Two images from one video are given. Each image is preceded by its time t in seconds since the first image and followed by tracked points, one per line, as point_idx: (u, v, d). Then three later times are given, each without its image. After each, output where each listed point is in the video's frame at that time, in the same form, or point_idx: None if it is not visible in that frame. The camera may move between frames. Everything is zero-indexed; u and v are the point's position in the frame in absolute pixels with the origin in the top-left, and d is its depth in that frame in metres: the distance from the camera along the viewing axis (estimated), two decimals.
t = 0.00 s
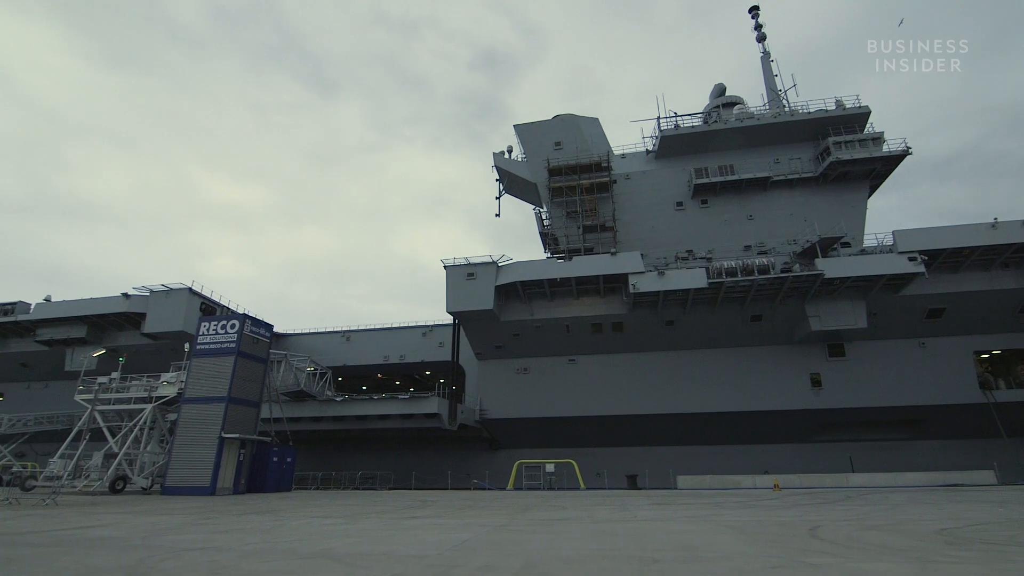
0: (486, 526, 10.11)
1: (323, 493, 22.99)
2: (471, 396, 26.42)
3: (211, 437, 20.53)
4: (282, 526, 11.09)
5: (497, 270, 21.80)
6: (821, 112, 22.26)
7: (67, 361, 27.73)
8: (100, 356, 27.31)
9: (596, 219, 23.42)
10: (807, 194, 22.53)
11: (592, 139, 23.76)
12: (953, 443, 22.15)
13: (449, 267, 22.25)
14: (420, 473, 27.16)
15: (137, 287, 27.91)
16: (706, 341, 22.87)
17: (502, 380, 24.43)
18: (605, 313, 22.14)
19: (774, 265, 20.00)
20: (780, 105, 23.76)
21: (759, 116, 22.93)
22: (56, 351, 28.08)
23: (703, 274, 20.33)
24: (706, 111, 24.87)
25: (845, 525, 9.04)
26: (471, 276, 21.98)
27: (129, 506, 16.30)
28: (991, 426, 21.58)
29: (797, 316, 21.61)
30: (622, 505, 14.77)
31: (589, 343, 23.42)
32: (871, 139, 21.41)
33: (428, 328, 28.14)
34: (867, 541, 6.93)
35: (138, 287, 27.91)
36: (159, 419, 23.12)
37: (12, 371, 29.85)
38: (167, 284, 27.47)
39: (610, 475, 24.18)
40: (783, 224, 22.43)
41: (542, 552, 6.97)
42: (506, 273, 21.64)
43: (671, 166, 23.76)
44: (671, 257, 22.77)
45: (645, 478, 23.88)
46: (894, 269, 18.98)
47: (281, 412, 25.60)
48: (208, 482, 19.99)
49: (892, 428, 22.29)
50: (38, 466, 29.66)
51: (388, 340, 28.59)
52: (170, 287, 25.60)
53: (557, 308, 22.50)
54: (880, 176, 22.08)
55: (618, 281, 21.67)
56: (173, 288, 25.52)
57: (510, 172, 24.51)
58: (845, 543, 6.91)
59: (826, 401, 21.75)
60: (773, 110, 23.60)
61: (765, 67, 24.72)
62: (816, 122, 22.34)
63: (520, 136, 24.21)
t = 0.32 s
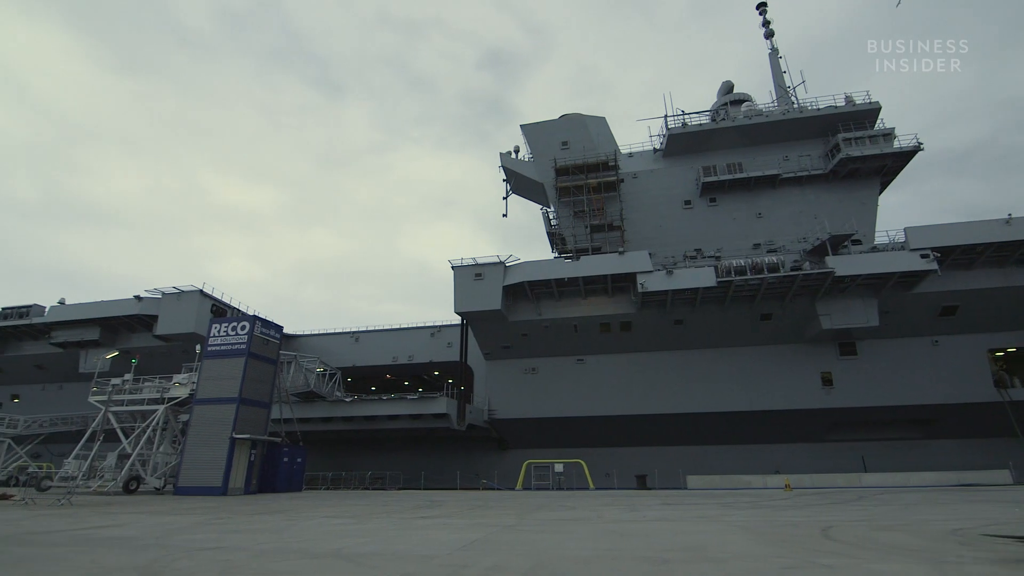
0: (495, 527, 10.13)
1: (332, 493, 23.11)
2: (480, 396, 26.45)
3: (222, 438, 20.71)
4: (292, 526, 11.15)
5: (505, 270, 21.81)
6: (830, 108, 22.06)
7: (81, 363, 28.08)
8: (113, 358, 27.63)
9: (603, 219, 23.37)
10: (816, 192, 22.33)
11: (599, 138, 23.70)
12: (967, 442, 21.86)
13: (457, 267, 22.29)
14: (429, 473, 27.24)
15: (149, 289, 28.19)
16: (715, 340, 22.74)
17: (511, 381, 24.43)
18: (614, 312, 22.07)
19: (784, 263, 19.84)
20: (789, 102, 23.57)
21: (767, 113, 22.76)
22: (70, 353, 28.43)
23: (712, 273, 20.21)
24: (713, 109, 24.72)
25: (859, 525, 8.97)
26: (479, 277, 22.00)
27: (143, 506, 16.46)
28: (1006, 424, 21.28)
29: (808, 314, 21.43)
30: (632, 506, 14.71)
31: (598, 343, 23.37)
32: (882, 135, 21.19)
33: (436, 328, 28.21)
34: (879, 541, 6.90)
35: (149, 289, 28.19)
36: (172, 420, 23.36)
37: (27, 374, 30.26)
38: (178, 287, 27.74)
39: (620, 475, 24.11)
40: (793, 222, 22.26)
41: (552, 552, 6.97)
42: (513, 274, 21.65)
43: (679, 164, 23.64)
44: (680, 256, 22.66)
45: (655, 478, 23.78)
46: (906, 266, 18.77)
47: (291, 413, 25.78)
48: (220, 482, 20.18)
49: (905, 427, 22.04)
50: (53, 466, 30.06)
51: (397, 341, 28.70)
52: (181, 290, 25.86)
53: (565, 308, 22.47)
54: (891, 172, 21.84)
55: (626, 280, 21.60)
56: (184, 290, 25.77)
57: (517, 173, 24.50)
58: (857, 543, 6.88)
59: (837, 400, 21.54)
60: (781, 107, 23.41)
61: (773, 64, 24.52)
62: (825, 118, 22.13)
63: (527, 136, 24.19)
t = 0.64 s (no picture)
0: (505, 526, 10.14)
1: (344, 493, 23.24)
2: (490, 396, 26.49)
3: (236, 438, 20.91)
4: (303, 526, 11.21)
5: (514, 270, 21.82)
6: (841, 104, 21.81)
7: (96, 365, 28.50)
8: (128, 360, 27.99)
9: (612, 218, 23.28)
10: (828, 188, 22.09)
11: (607, 137, 23.63)
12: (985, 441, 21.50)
13: (466, 268, 22.32)
14: (440, 473, 27.31)
15: (162, 292, 28.52)
16: (726, 339, 22.57)
17: (520, 380, 24.43)
18: (623, 312, 21.99)
19: (795, 261, 19.66)
20: (799, 98, 23.33)
21: (777, 110, 22.54)
22: (86, 355, 28.85)
23: (722, 271, 20.08)
24: (722, 106, 24.55)
25: (874, 525, 8.87)
26: (488, 277, 22.02)
27: (158, 506, 16.66)
28: None
29: (820, 312, 21.21)
30: (643, 506, 14.64)
31: (607, 343, 23.30)
32: (894, 130, 20.92)
33: (446, 329, 28.30)
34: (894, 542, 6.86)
35: (163, 292, 28.52)
36: (185, 421, 23.61)
37: (45, 376, 30.75)
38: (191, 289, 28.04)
39: (630, 475, 24.01)
40: (804, 219, 22.05)
41: (563, 551, 6.97)
42: (522, 273, 21.65)
43: (688, 162, 23.50)
44: (689, 255, 22.53)
45: (666, 478, 23.65)
46: (920, 263, 18.53)
47: (303, 413, 25.97)
48: (234, 483, 20.39)
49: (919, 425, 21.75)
50: (70, 467, 30.51)
51: (407, 341, 28.81)
52: (194, 292, 26.14)
53: (574, 307, 22.44)
54: (905, 168, 21.55)
55: (636, 279, 21.51)
56: (197, 292, 26.06)
57: (525, 172, 24.48)
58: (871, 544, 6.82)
59: (850, 399, 21.32)
60: (791, 103, 23.20)
61: (783, 60, 24.30)
62: (836, 114, 21.90)
63: (534, 136, 24.17)
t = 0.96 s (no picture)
0: (515, 527, 10.14)
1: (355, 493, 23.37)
2: (499, 396, 26.51)
3: (248, 439, 21.11)
4: (315, 526, 11.28)
5: (522, 270, 21.81)
6: (852, 99, 21.56)
7: (111, 367, 28.90)
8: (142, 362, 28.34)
9: (620, 217, 23.23)
10: (839, 185, 21.85)
11: (614, 135, 23.53)
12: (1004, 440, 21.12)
13: (475, 268, 22.36)
14: (450, 473, 27.38)
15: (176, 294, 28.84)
16: (737, 337, 22.39)
17: (530, 380, 24.42)
18: (632, 311, 21.92)
19: (806, 259, 19.46)
20: (809, 94, 23.10)
21: (786, 106, 22.34)
22: (102, 357, 29.27)
23: (732, 269, 19.93)
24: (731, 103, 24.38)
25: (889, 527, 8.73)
26: (497, 277, 22.03)
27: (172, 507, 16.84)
28: None
29: (832, 310, 20.99)
30: (655, 506, 14.55)
31: (617, 343, 23.23)
32: (907, 126, 20.63)
33: (455, 329, 28.36)
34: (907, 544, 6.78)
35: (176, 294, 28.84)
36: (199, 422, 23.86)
37: (61, 378, 31.23)
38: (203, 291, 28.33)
39: (641, 475, 23.89)
40: (815, 216, 21.83)
41: (572, 552, 6.97)
42: (531, 274, 21.63)
43: (697, 160, 23.35)
44: (699, 253, 22.41)
45: (677, 478, 23.50)
46: (935, 260, 18.28)
47: (314, 414, 26.17)
48: (246, 483, 20.59)
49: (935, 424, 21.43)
50: (86, 467, 30.94)
51: (416, 342, 28.90)
52: (206, 294, 26.40)
53: (583, 307, 22.39)
54: (918, 163, 21.25)
55: (645, 278, 21.42)
56: (209, 294, 26.31)
57: (532, 172, 24.46)
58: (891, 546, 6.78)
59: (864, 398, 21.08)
60: (802, 99, 22.97)
61: (792, 56, 24.06)
62: (847, 110, 21.65)
63: (542, 136, 24.14)
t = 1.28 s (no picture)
0: (523, 526, 10.15)
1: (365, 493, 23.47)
2: (507, 397, 26.51)
3: (259, 440, 21.27)
4: (323, 525, 11.35)
5: (530, 271, 21.81)
6: (861, 95, 21.33)
7: (124, 369, 29.24)
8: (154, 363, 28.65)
9: (628, 216, 23.16)
10: (849, 182, 21.64)
11: (621, 134, 23.45)
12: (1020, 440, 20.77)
13: (482, 268, 22.37)
14: (459, 473, 27.42)
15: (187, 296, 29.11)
16: (746, 336, 22.25)
17: (538, 380, 24.40)
18: (641, 311, 21.85)
19: (816, 257, 19.28)
20: (819, 90, 22.87)
21: (795, 103, 22.14)
22: (115, 359, 29.62)
23: (741, 268, 19.79)
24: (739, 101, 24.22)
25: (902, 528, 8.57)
26: (505, 277, 22.05)
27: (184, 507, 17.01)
28: None
29: (843, 308, 20.79)
30: (664, 506, 14.52)
31: (625, 342, 23.15)
32: (918, 121, 20.37)
33: (463, 329, 28.40)
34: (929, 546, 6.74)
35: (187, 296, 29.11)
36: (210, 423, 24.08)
37: (75, 379, 31.64)
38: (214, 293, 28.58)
39: (650, 475, 23.79)
40: (825, 214, 21.64)
41: (582, 552, 6.98)
42: (538, 274, 21.62)
43: (705, 158, 23.22)
44: (707, 252, 22.27)
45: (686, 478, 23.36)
46: (947, 257, 18.04)
47: (324, 415, 26.34)
48: (257, 483, 20.77)
49: (948, 423, 21.12)
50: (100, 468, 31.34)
51: (424, 342, 28.98)
52: (216, 296, 26.63)
53: (591, 307, 22.35)
54: (930, 159, 20.99)
55: (653, 278, 21.34)
56: (219, 296, 26.55)
57: (539, 172, 24.45)
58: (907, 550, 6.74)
59: (876, 397, 20.86)
60: (810, 96, 22.76)
61: (801, 52, 23.83)
62: (856, 106, 21.42)
63: (549, 136, 24.11)
